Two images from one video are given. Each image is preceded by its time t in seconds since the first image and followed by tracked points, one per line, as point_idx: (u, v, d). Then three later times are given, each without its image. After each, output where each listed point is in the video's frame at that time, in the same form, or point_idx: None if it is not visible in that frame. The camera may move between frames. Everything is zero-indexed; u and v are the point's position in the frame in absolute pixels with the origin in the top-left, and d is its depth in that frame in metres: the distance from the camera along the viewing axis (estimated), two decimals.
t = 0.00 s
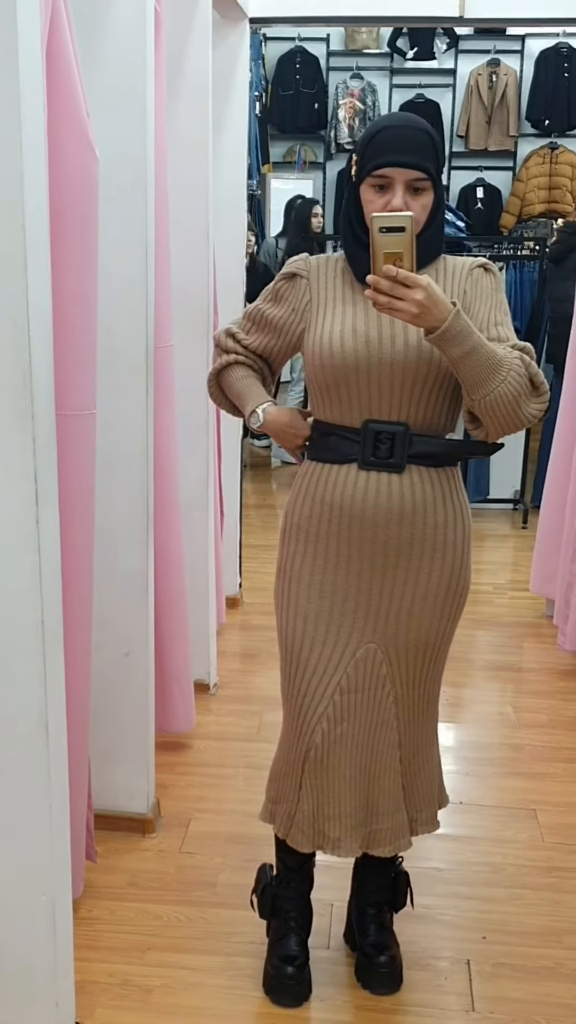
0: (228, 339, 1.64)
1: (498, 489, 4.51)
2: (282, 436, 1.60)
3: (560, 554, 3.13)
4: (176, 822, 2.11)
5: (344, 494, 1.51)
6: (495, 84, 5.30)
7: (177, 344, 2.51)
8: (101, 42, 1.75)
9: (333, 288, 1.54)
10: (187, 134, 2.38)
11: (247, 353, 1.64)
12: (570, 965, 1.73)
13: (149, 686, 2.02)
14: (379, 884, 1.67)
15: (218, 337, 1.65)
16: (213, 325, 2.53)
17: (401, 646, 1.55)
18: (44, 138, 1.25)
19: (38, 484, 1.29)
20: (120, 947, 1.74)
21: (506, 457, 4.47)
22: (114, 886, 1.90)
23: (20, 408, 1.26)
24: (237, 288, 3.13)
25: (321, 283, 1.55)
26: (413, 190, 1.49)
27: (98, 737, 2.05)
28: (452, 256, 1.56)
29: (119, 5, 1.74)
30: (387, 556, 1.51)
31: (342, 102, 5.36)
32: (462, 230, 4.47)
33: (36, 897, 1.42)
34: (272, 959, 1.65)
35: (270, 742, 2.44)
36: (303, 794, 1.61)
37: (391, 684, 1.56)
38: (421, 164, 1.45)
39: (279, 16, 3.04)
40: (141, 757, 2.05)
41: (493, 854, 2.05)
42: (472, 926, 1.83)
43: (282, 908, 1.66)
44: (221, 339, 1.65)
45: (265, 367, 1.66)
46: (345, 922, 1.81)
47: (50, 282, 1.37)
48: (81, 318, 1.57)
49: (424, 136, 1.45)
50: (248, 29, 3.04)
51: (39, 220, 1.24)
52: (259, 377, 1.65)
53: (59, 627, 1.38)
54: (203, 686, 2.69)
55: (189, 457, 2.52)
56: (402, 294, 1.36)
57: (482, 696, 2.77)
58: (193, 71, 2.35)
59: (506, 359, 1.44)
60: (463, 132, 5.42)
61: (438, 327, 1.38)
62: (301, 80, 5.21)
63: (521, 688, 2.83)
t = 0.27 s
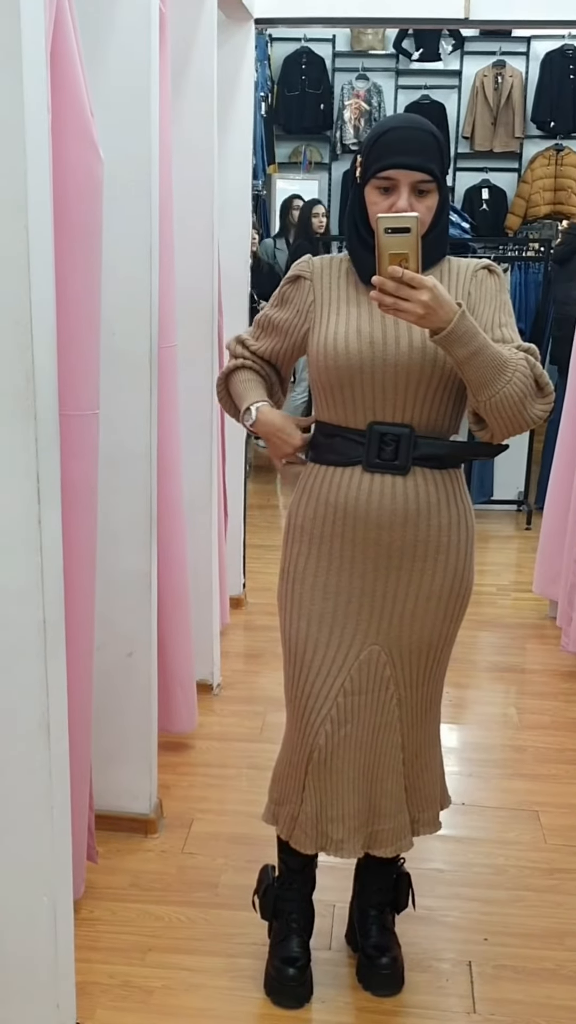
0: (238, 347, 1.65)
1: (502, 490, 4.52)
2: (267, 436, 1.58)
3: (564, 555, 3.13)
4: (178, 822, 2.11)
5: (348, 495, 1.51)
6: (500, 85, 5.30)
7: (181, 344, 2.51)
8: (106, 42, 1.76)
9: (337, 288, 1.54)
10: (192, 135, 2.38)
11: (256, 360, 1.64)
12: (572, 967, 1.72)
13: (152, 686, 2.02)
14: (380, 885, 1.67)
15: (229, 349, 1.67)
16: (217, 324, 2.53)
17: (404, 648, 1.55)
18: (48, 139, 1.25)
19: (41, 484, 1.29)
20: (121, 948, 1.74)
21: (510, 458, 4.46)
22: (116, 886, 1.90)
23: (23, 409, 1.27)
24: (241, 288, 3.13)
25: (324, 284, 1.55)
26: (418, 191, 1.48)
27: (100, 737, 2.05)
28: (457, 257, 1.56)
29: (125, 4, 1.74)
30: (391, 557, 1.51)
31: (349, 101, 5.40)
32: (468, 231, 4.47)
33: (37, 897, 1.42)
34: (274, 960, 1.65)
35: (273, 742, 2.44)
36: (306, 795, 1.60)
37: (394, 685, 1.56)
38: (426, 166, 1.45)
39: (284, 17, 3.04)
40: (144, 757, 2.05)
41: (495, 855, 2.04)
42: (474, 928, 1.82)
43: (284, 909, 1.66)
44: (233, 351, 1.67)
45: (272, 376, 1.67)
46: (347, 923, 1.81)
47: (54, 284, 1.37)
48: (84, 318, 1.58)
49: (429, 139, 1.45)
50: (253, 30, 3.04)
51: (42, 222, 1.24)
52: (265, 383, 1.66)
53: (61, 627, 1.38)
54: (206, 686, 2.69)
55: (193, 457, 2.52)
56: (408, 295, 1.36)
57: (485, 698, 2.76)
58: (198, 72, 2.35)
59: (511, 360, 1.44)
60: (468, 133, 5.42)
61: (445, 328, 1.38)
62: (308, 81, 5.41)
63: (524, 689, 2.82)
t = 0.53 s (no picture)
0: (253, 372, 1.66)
1: (506, 489, 4.51)
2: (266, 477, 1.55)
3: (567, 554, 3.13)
4: (179, 821, 2.11)
5: (349, 495, 1.51)
6: (505, 84, 5.30)
7: (183, 341, 2.51)
8: (108, 40, 1.76)
9: (339, 288, 1.53)
10: (195, 134, 2.39)
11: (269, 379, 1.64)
12: (572, 967, 1.72)
13: (153, 684, 2.02)
14: (381, 884, 1.67)
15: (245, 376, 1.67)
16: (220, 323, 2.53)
17: (405, 647, 1.55)
18: (49, 138, 1.25)
19: (41, 482, 1.30)
20: (122, 946, 1.74)
21: (513, 457, 4.46)
22: (117, 885, 1.90)
23: (23, 408, 1.27)
24: (244, 286, 3.13)
25: (327, 283, 1.55)
26: (421, 191, 1.48)
27: (101, 735, 2.05)
28: (460, 256, 1.56)
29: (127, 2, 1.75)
30: (393, 556, 1.51)
31: (353, 99, 5.42)
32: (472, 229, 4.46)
33: (37, 895, 1.42)
34: (274, 960, 1.65)
35: (274, 741, 2.44)
36: (307, 795, 1.60)
37: (395, 684, 1.56)
38: (430, 165, 1.45)
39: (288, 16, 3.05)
40: (145, 755, 2.05)
41: (496, 854, 2.04)
42: (474, 926, 1.82)
43: (285, 908, 1.66)
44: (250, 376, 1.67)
45: (287, 391, 1.66)
46: (347, 922, 1.81)
47: (55, 283, 1.37)
48: (86, 316, 1.58)
49: (433, 137, 1.45)
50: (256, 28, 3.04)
51: (43, 221, 1.25)
52: (280, 397, 1.65)
53: (61, 625, 1.38)
54: (208, 684, 2.69)
55: (196, 455, 2.52)
56: (412, 294, 1.36)
57: (487, 697, 2.76)
58: (200, 71, 2.35)
59: (513, 360, 1.44)
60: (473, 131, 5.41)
61: (448, 327, 1.37)
62: (312, 81, 5.44)
63: (527, 688, 2.82)
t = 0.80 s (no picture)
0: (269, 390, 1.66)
1: (509, 488, 4.49)
2: (271, 528, 1.61)
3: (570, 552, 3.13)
4: (181, 819, 2.11)
5: (352, 494, 1.51)
6: (509, 82, 5.30)
7: (185, 338, 2.51)
8: (110, 38, 1.76)
9: (343, 287, 1.53)
10: (197, 131, 2.38)
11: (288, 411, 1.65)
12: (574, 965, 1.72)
13: (155, 682, 2.03)
14: (381, 883, 1.67)
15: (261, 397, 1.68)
16: (222, 320, 2.53)
17: (407, 646, 1.55)
18: (50, 136, 1.26)
19: (41, 479, 1.30)
20: (123, 944, 1.74)
21: (516, 455, 4.46)
22: (118, 883, 1.91)
23: (24, 406, 1.27)
24: (247, 284, 3.13)
25: (329, 283, 1.55)
26: (424, 188, 1.48)
27: (103, 733, 2.06)
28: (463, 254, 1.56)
29: None
30: (395, 555, 1.51)
31: (356, 96, 5.40)
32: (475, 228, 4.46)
33: (38, 892, 1.42)
34: (275, 958, 1.65)
35: (276, 740, 2.44)
36: (309, 793, 1.60)
37: (397, 683, 1.56)
38: (432, 163, 1.45)
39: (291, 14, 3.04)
40: (147, 753, 2.05)
41: (498, 853, 2.04)
42: (476, 925, 1.82)
43: (286, 906, 1.66)
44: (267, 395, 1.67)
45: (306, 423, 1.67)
46: (349, 920, 1.81)
47: (55, 281, 1.37)
48: (86, 314, 1.58)
49: (436, 135, 1.45)
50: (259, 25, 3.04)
51: (44, 218, 1.25)
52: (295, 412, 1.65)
53: (62, 623, 1.38)
54: (210, 682, 2.70)
55: (198, 453, 2.53)
56: (415, 293, 1.36)
57: (489, 695, 2.76)
58: (202, 69, 2.35)
59: (516, 358, 1.44)
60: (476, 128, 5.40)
61: (450, 326, 1.37)
62: (315, 79, 5.44)
63: (529, 686, 2.82)
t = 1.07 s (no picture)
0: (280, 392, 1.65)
1: (513, 484, 4.51)
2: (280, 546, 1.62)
3: None
4: (186, 815, 2.11)
5: (358, 489, 1.51)
6: (514, 79, 5.29)
7: (190, 335, 2.51)
8: (116, 33, 1.75)
9: (349, 285, 1.53)
10: (202, 127, 2.38)
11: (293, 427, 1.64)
12: None
13: (160, 679, 2.03)
14: (387, 879, 1.67)
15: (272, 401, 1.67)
16: (227, 317, 2.53)
17: (413, 642, 1.54)
18: (57, 133, 1.26)
19: (48, 475, 1.30)
20: (128, 939, 1.74)
21: (522, 452, 4.46)
22: (123, 878, 1.91)
23: (31, 401, 1.27)
24: (252, 281, 3.13)
25: (336, 281, 1.55)
26: (430, 186, 1.48)
27: (109, 729, 2.06)
28: (469, 251, 1.55)
29: None
30: (403, 551, 1.51)
31: (362, 93, 5.39)
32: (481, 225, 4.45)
33: (44, 887, 1.43)
34: (278, 954, 1.65)
35: (281, 736, 2.44)
36: (310, 789, 1.59)
37: (402, 680, 1.56)
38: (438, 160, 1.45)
39: (297, 10, 3.04)
40: (152, 749, 2.05)
41: (503, 850, 2.04)
42: (481, 922, 1.82)
43: (289, 903, 1.66)
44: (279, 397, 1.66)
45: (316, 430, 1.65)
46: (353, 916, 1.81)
47: (62, 278, 1.38)
48: (92, 310, 1.58)
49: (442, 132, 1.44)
50: (264, 22, 3.04)
51: (51, 215, 1.25)
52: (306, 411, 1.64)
53: (68, 619, 1.39)
54: (214, 679, 2.70)
55: (203, 450, 2.53)
56: (419, 291, 1.36)
57: (495, 693, 2.76)
58: (208, 65, 2.35)
59: (522, 355, 1.43)
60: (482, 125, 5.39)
61: (455, 324, 1.37)
62: (320, 76, 5.43)
63: (534, 683, 2.82)
